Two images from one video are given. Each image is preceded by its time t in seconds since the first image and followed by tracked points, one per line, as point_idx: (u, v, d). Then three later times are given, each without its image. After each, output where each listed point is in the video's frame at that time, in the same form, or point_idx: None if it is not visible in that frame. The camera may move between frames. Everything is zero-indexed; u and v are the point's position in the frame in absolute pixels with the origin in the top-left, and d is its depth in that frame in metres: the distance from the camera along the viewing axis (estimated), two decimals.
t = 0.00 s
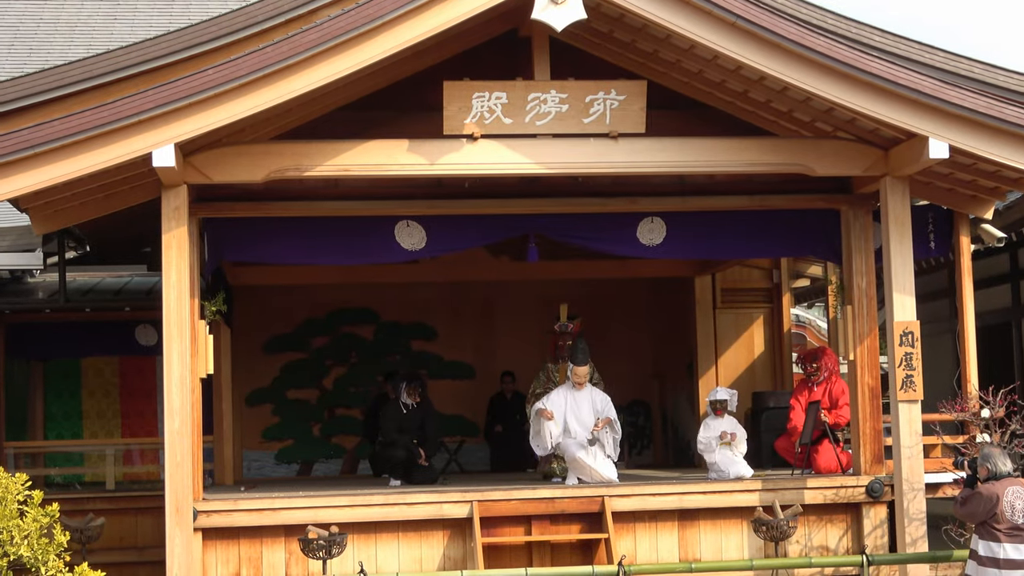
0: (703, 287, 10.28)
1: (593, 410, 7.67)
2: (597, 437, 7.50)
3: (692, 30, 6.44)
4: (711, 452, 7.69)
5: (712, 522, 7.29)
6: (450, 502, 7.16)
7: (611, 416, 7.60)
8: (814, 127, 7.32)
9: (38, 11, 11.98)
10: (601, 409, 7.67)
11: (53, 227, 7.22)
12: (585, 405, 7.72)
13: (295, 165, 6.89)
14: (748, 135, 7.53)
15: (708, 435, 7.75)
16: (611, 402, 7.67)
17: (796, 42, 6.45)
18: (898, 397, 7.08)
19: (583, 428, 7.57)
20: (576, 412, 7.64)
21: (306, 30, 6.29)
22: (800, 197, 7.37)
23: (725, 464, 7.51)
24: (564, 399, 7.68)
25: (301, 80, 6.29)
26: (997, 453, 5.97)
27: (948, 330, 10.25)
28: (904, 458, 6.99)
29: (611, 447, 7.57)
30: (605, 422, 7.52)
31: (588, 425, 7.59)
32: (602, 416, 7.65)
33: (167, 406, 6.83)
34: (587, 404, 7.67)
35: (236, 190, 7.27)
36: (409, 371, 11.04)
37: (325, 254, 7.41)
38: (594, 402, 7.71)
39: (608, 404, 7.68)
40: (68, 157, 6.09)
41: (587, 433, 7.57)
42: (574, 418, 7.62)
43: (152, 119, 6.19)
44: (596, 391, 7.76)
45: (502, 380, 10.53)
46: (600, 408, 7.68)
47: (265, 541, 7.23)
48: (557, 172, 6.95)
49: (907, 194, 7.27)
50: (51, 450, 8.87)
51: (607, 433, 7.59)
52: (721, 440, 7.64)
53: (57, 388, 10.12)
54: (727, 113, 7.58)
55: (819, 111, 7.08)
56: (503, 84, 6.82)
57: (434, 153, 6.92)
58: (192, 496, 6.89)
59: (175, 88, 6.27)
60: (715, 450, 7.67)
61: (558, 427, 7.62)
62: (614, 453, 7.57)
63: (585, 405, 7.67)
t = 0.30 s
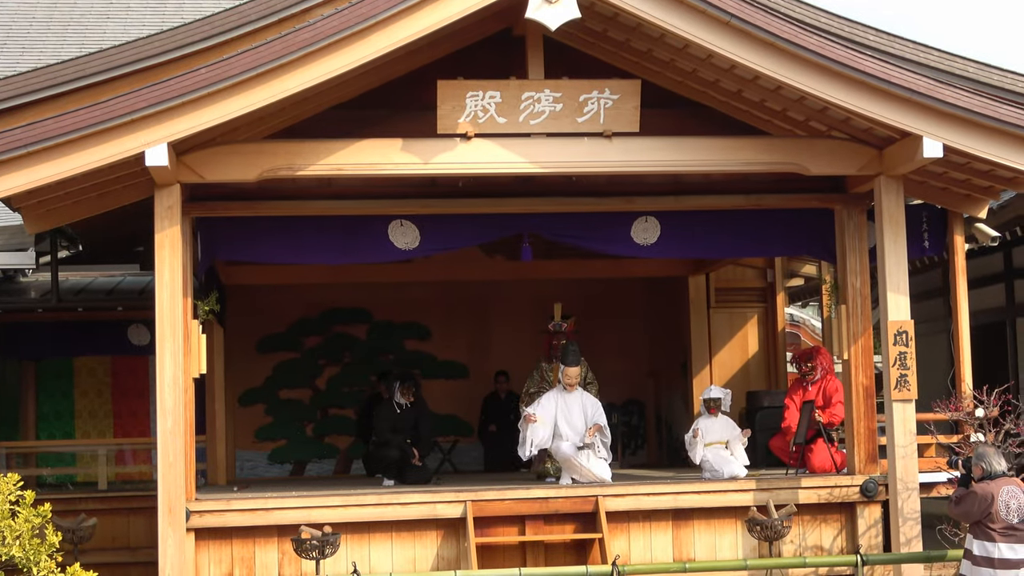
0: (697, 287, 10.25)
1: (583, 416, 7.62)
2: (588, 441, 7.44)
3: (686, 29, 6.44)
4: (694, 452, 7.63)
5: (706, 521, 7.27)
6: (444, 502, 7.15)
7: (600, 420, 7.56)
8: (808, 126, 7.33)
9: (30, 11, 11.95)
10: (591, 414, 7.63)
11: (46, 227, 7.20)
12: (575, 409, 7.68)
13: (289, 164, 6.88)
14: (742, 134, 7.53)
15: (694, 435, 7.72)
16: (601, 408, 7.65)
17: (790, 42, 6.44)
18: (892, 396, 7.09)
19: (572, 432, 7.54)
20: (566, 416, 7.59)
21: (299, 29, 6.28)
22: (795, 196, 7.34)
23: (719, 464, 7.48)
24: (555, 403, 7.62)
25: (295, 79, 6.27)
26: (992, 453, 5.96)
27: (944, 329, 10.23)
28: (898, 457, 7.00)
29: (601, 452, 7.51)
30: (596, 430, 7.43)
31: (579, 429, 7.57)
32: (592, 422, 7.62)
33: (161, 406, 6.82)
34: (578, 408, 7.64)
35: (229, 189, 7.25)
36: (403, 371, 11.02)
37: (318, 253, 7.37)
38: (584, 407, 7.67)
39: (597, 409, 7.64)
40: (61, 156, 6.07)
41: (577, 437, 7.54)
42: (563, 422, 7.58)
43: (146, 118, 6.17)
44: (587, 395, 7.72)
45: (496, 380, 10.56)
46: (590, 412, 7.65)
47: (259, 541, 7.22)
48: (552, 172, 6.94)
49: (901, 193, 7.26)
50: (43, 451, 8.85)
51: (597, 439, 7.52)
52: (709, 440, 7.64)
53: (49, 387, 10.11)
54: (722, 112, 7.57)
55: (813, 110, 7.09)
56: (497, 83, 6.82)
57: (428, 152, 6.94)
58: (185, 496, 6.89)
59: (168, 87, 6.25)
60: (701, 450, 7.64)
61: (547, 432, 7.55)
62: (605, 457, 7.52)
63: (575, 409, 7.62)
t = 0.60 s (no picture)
0: (694, 284, 9.97)
1: (578, 416, 7.39)
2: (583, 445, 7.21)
3: (683, 17, 6.20)
4: (700, 455, 7.40)
5: (703, 527, 7.03)
6: (432, 506, 6.92)
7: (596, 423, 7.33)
8: (809, 118, 7.09)
9: None
10: (586, 415, 7.39)
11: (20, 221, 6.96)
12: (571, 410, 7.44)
13: (272, 157, 6.64)
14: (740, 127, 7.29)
15: (697, 437, 7.47)
16: (597, 409, 7.39)
17: (791, 31, 6.21)
18: (895, 398, 6.83)
19: (565, 434, 7.32)
20: (561, 417, 7.37)
21: (282, 18, 6.04)
22: (796, 190, 7.09)
23: (716, 466, 7.25)
24: (549, 403, 7.40)
25: (278, 69, 6.03)
26: (999, 457, 5.76)
27: (948, 329, 9.99)
28: (902, 461, 6.75)
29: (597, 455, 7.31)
30: (593, 434, 7.21)
31: (574, 431, 7.33)
32: (587, 423, 7.38)
33: (139, 407, 6.60)
34: (572, 409, 7.39)
35: (210, 182, 7.00)
36: (391, 369, 10.77)
37: (302, 249, 7.11)
38: (579, 408, 7.42)
39: (593, 409, 7.39)
40: (33, 149, 5.81)
41: (572, 440, 7.30)
42: (557, 423, 7.36)
43: (122, 109, 5.92)
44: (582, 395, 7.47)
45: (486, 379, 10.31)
46: (586, 413, 7.39)
47: (241, 547, 6.98)
48: (544, 165, 6.71)
49: (905, 188, 7.02)
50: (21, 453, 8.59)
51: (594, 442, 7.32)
52: (712, 442, 7.38)
53: (23, 386, 9.84)
54: (720, 104, 7.33)
55: (814, 102, 6.85)
56: (488, 73, 6.58)
57: (416, 145, 6.72)
58: (165, 499, 6.68)
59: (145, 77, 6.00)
60: (704, 453, 7.39)
61: (539, 432, 7.37)
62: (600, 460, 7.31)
63: (570, 411, 7.39)
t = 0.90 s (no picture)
0: (697, 279, 9.57)
1: (575, 420, 6.97)
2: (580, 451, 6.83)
3: None
4: (696, 461, 7.05)
5: (705, 536, 6.64)
6: (419, 514, 6.52)
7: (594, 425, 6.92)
8: (818, 104, 6.71)
9: None
10: (584, 417, 6.97)
11: None
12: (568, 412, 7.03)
13: (250, 144, 6.26)
14: (746, 113, 6.91)
15: (694, 442, 7.10)
16: (595, 412, 6.98)
17: (801, 12, 5.84)
18: (910, 400, 6.47)
19: (562, 439, 6.90)
20: (557, 421, 6.94)
21: None
22: (804, 180, 6.70)
23: (717, 474, 6.83)
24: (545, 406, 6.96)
25: (255, 51, 5.63)
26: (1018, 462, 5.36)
27: (965, 326, 9.46)
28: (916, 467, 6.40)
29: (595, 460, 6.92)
30: (590, 438, 6.84)
31: (571, 436, 6.92)
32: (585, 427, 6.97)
33: (108, 408, 6.19)
34: (569, 411, 6.98)
35: (184, 170, 6.60)
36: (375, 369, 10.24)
37: (281, 242, 6.70)
38: (576, 410, 7.01)
39: (591, 412, 6.98)
40: None
41: (568, 445, 6.90)
42: (554, 427, 6.93)
43: (90, 93, 5.50)
44: (580, 397, 7.06)
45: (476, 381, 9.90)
46: (583, 416, 6.99)
47: (216, 556, 6.58)
48: (538, 153, 6.33)
49: (920, 179, 6.65)
50: None
51: (590, 447, 6.92)
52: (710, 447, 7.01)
53: None
54: (724, 89, 6.95)
55: (824, 87, 6.47)
56: (479, 56, 6.20)
57: (402, 132, 6.34)
58: (136, 506, 6.25)
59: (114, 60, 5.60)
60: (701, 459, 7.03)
61: (533, 436, 6.93)
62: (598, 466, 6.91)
63: (568, 414, 6.96)
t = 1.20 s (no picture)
0: (695, 271, 9.00)
1: (568, 418, 6.62)
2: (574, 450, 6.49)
3: None
4: (697, 462, 6.62)
5: (702, 539, 6.32)
6: (403, 517, 6.21)
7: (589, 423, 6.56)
8: (823, 87, 6.39)
9: None
10: (578, 415, 6.62)
11: None
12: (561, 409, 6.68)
13: (225, 127, 5.92)
14: (747, 96, 6.58)
15: (694, 441, 6.66)
16: (588, 410, 6.62)
17: None
18: (918, 398, 6.16)
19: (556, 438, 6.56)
20: (550, 418, 6.60)
21: None
22: (809, 166, 6.37)
23: (717, 475, 6.48)
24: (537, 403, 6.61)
25: (231, 29, 5.27)
26: None
27: (977, 320, 8.91)
28: (924, 468, 6.09)
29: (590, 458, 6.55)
30: (583, 437, 6.49)
31: (564, 434, 6.59)
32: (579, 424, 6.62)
33: (76, 404, 5.84)
34: (562, 409, 6.63)
35: (155, 155, 6.26)
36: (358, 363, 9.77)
37: (258, 230, 6.36)
38: (570, 407, 6.65)
39: (584, 409, 6.63)
40: None
41: (560, 444, 6.57)
42: (546, 425, 6.59)
43: (54, 74, 5.14)
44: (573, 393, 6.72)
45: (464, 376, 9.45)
46: (576, 413, 6.64)
47: (189, 561, 6.26)
48: (529, 138, 6.00)
49: (929, 165, 6.32)
50: None
51: (585, 445, 6.56)
52: (710, 447, 6.61)
53: None
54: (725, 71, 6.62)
55: (830, 68, 6.15)
56: (466, 35, 5.87)
57: (386, 115, 6.01)
58: (105, 508, 5.91)
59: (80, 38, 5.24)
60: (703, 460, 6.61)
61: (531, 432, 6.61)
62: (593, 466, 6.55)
63: (560, 413, 6.62)
